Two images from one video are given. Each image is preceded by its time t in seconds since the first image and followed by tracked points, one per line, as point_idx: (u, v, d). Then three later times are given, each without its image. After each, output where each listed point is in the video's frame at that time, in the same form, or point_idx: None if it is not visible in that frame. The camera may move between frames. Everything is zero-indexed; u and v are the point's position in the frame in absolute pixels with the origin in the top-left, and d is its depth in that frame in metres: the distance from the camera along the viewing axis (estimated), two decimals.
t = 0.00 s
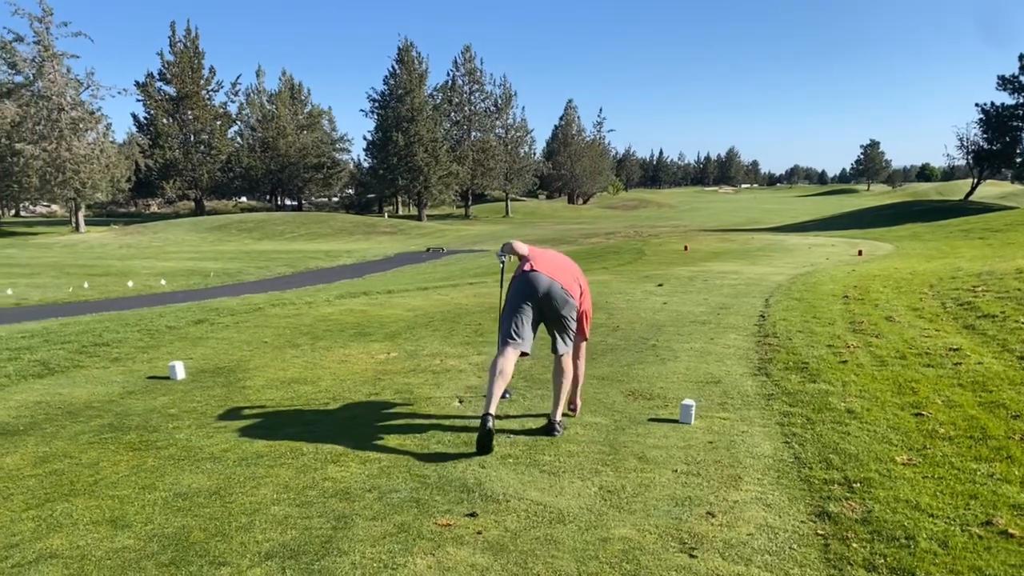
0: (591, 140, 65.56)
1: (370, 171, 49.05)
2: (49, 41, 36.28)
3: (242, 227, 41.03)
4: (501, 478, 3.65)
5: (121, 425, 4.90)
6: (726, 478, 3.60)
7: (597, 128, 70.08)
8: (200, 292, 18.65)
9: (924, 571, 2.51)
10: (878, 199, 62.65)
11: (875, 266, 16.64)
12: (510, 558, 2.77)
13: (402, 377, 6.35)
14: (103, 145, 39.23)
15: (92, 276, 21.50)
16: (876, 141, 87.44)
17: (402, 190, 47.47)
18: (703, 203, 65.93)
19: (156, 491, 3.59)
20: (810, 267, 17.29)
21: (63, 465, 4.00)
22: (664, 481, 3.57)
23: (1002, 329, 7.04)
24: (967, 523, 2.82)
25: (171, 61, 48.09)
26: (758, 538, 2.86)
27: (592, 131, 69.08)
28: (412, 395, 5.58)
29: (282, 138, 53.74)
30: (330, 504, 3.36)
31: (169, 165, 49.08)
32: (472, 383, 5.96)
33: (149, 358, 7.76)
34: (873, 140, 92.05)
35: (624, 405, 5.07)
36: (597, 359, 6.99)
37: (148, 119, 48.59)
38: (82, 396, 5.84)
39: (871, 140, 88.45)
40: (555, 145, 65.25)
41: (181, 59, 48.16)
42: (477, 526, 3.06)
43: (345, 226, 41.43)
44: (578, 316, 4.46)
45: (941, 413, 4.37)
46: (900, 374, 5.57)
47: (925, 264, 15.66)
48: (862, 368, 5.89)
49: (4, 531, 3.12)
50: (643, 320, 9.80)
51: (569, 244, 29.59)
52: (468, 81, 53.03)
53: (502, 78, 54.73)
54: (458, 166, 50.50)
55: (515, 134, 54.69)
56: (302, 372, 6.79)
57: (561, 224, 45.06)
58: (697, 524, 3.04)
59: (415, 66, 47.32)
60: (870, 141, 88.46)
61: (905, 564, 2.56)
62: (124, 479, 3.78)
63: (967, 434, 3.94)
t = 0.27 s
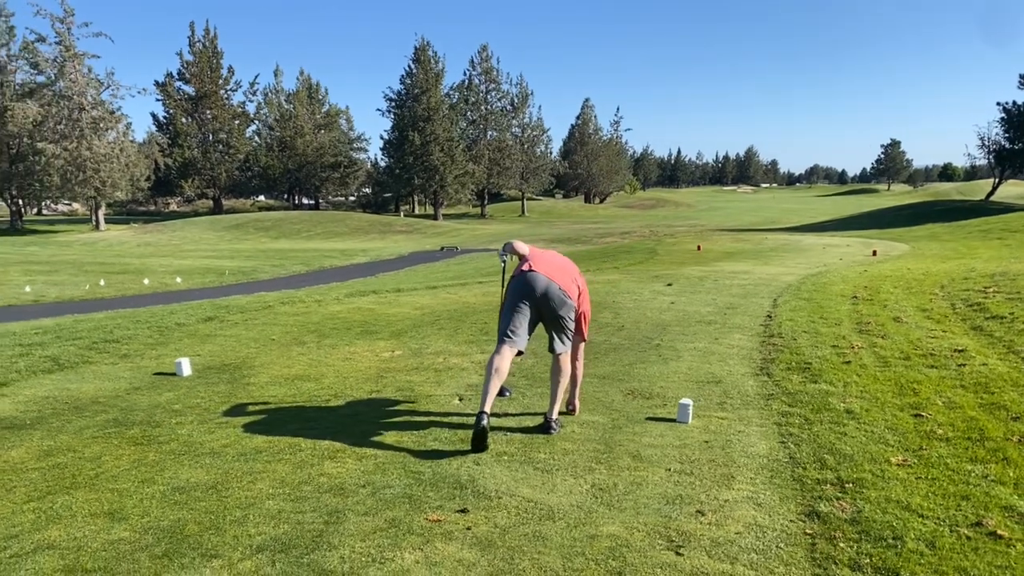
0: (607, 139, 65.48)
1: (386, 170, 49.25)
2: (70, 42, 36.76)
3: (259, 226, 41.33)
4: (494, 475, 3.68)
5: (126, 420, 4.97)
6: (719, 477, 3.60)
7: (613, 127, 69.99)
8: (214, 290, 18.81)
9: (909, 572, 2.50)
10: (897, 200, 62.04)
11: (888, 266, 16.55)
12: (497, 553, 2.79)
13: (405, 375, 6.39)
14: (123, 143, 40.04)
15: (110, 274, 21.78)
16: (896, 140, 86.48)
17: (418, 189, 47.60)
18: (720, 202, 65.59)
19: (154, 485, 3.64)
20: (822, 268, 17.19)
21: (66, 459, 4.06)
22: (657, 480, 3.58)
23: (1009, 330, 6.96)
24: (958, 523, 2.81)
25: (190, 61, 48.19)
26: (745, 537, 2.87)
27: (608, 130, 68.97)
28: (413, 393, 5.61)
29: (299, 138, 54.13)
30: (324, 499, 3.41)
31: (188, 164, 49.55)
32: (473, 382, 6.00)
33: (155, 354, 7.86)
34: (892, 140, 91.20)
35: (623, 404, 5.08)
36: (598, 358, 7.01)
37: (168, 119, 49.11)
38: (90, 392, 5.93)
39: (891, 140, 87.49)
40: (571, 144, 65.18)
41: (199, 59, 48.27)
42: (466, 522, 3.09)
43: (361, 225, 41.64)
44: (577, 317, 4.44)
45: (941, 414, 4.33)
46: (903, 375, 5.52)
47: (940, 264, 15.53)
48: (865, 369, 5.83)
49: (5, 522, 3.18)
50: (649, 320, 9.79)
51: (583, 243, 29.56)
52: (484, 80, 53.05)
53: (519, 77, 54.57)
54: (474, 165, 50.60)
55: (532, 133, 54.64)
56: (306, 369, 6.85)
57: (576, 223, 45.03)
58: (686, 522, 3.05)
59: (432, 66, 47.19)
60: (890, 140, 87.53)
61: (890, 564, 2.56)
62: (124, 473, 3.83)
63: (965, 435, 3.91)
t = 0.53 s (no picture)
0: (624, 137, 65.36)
1: (402, 168, 49.41)
2: (91, 40, 37.25)
3: (276, 223, 41.61)
4: (490, 474, 3.70)
5: (131, 416, 5.04)
6: (713, 477, 3.59)
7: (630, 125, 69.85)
8: (228, 287, 18.99)
9: None
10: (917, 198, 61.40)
11: (901, 266, 16.38)
12: (486, 552, 2.81)
13: (408, 373, 6.43)
14: (142, 141, 40.28)
15: (127, 270, 22.02)
16: (917, 138, 85.52)
17: (435, 186, 47.69)
18: (737, 200, 65.21)
19: (154, 480, 3.69)
20: (836, 267, 17.09)
21: (71, 454, 4.12)
22: (651, 480, 3.59)
23: (1018, 332, 6.88)
24: (949, 527, 2.80)
25: (208, 59, 48.61)
26: (736, 537, 2.87)
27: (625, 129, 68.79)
28: (415, 391, 5.65)
29: (316, 135, 54.42)
30: (319, 495, 3.44)
31: (206, 161, 50.01)
32: (475, 380, 6.03)
33: (162, 351, 7.97)
34: (914, 138, 90.16)
35: (623, 404, 5.09)
36: (600, 357, 7.01)
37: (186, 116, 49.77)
38: (97, 387, 6.02)
39: (912, 138, 86.55)
40: (588, 141, 65.05)
41: (218, 57, 48.71)
42: (459, 520, 3.12)
43: (376, 223, 41.79)
44: (576, 317, 4.43)
45: (942, 416, 4.29)
46: (907, 376, 5.47)
47: (955, 264, 15.41)
48: (868, 370, 5.79)
49: (7, 515, 3.24)
50: (656, 319, 9.77)
51: (597, 242, 29.53)
52: (501, 77, 53.09)
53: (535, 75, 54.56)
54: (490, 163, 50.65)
55: (548, 131, 54.61)
56: (311, 367, 6.92)
57: (591, 221, 44.97)
58: (677, 522, 3.05)
59: (448, 64, 47.45)
60: (911, 139, 86.59)
61: (878, 567, 2.56)
62: (126, 468, 3.89)
63: (964, 438, 3.87)
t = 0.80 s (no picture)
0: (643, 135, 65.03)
1: (420, 166, 49.49)
2: (113, 40, 37.67)
3: (294, 222, 41.85)
4: (486, 474, 3.69)
5: (135, 413, 5.08)
6: (710, 480, 3.56)
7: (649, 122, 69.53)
8: (244, 285, 19.12)
9: None
10: (941, 197, 60.43)
11: (918, 266, 16.15)
12: (476, 553, 2.80)
13: (412, 372, 6.43)
14: (163, 140, 40.33)
15: (146, 268, 22.28)
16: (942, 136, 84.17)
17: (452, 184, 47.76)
18: (755, 198, 64.64)
19: (153, 478, 3.71)
20: (852, 267, 16.91)
21: (74, 451, 4.15)
22: (647, 481, 3.56)
23: None
24: (946, 532, 2.75)
25: (228, 59, 49.37)
26: (728, 541, 2.84)
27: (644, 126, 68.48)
28: (417, 390, 5.65)
29: (335, 134, 54.54)
30: (314, 495, 3.45)
31: (227, 160, 50.50)
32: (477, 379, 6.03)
33: (170, 349, 8.06)
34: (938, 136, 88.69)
35: (625, 404, 5.06)
36: (605, 358, 6.98)
37: (207, 115, 50.42)
38: (104, 384, 6.10)
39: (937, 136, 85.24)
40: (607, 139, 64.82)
41: (238, 56, 49.43)
42: (451, 520, 3.11)
43: (393, 221, 41.91)
44: (576, 317, 4.40)
45: (947, 419, 4.21)
46: (915, 377, 5.37)
47: (973, 264, 15.18)
48: (876, 371, 5.69)
49: (7, 511, 3.27)
50: (665, 319, 9.69)
51: (613, 240, 29.40)
52: (519, 75, 53.02)
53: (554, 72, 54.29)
54: (507, 161, 50.63)
55: (566, 128, 54.45)
56: (317, 365, 6.97)
57: (609, 219, 44.79)
58: (670, 525, 3.03)
59: (467, 62, 47.23)
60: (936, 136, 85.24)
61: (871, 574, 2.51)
62: (127, 465, 3.92)
63: (969, 442, 3.80)
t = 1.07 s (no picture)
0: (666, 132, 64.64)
1: (442, 163, 49.58)
2: (139, 38, 38.15)
3: (316, 218, 42.15)
4: (484, 473, 3.66)
5: (142, 408, 5.13)
6: (712, 481, 3.49)
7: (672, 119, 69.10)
8: (262, 281, 19.30)
9: None
10: (970, 195, 59.27)
11: (941, 265, 15.88)
12: (468, 552, 2.77)
13: (418, 370, 6.43)
14: (189, 137, 40.49)
15: (169, 263, 22.55)
16: (973, 133, 82.56)
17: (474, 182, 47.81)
18: (779, 196, 63.93)
19: (154, 472, 3.74)
20: (873, 266, 16.66)
21: (77, 445, 4.18)
22: (647, 482, 3.51)
23: None
24: (949, 538, 2.67)
25: (253, 56, 49.85)
26: (725, 544, 2.79)
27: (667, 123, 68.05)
28: (423, 387, 5.65)
29: (359, 131, 54.89)
30: (311, 491, 3.44)
31: (251, 157, 50.53)
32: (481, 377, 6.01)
33: (182, 345, 8.15)
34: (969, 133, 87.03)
35: (630, 404, 5.00)
36: (614, 356, 6.92)
37: (232, 112, 50.78)
38: (115, 378, 6.20)
39: (968, 133, 83.62)
40: (630, 136, 64.51)
41: (262, 54, 49.92)
42: (445, 519, 3.08)
43: (414, 218, 42.02)
44: (579, 315, 4.35)
45: (960, 422, 4.10)
46: (929, 379, 5.24)
47: (997, 263, 14.89)
48: (890, 372, 5.56)
49: (7, 504, 3.30)
50: (680, 317, 9.59)
51: (634, 237, 29.23)
52: (541, 72, 52.95)
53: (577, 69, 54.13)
54: (529, 159, 50.59)
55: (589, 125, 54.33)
56: (325, 361, 7.01)
57: (631, 217, 44.55)
58: (666, 527, 2.98)
59: (489, 59, 47.46)
60: (967, 133, 83.62)
61: None
62: (129, 460, 3.95)
63: (980, 446, 3.70)
